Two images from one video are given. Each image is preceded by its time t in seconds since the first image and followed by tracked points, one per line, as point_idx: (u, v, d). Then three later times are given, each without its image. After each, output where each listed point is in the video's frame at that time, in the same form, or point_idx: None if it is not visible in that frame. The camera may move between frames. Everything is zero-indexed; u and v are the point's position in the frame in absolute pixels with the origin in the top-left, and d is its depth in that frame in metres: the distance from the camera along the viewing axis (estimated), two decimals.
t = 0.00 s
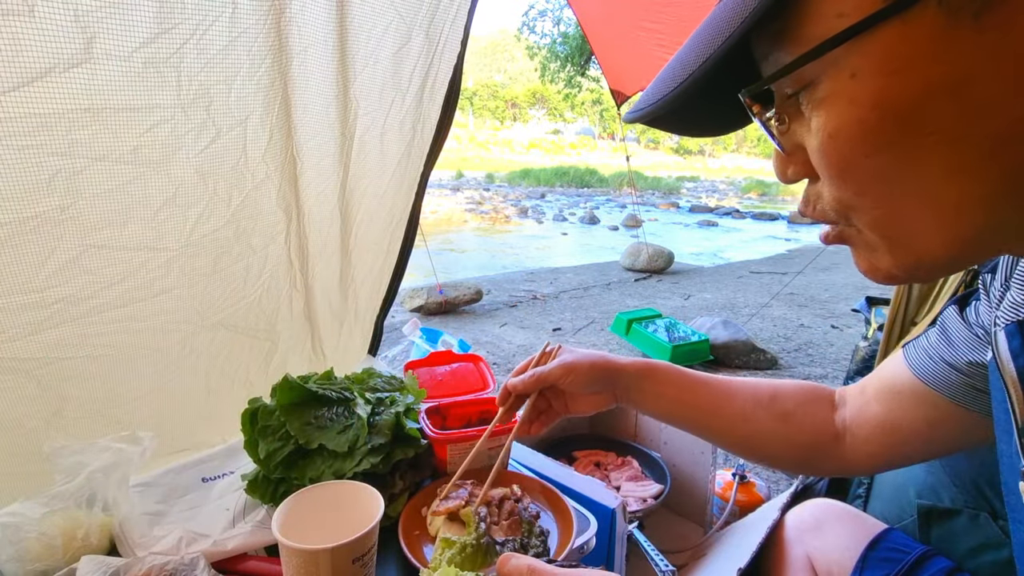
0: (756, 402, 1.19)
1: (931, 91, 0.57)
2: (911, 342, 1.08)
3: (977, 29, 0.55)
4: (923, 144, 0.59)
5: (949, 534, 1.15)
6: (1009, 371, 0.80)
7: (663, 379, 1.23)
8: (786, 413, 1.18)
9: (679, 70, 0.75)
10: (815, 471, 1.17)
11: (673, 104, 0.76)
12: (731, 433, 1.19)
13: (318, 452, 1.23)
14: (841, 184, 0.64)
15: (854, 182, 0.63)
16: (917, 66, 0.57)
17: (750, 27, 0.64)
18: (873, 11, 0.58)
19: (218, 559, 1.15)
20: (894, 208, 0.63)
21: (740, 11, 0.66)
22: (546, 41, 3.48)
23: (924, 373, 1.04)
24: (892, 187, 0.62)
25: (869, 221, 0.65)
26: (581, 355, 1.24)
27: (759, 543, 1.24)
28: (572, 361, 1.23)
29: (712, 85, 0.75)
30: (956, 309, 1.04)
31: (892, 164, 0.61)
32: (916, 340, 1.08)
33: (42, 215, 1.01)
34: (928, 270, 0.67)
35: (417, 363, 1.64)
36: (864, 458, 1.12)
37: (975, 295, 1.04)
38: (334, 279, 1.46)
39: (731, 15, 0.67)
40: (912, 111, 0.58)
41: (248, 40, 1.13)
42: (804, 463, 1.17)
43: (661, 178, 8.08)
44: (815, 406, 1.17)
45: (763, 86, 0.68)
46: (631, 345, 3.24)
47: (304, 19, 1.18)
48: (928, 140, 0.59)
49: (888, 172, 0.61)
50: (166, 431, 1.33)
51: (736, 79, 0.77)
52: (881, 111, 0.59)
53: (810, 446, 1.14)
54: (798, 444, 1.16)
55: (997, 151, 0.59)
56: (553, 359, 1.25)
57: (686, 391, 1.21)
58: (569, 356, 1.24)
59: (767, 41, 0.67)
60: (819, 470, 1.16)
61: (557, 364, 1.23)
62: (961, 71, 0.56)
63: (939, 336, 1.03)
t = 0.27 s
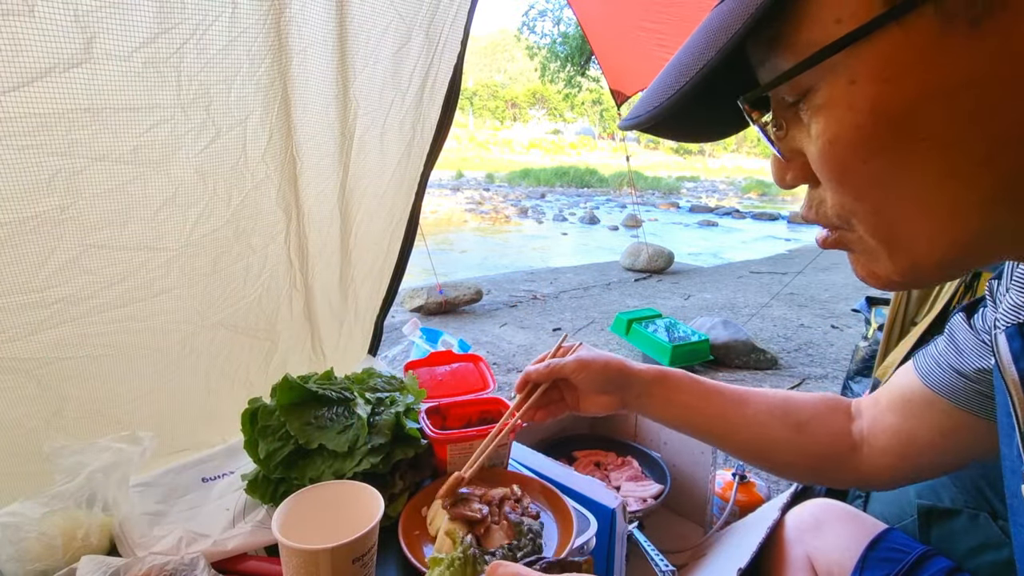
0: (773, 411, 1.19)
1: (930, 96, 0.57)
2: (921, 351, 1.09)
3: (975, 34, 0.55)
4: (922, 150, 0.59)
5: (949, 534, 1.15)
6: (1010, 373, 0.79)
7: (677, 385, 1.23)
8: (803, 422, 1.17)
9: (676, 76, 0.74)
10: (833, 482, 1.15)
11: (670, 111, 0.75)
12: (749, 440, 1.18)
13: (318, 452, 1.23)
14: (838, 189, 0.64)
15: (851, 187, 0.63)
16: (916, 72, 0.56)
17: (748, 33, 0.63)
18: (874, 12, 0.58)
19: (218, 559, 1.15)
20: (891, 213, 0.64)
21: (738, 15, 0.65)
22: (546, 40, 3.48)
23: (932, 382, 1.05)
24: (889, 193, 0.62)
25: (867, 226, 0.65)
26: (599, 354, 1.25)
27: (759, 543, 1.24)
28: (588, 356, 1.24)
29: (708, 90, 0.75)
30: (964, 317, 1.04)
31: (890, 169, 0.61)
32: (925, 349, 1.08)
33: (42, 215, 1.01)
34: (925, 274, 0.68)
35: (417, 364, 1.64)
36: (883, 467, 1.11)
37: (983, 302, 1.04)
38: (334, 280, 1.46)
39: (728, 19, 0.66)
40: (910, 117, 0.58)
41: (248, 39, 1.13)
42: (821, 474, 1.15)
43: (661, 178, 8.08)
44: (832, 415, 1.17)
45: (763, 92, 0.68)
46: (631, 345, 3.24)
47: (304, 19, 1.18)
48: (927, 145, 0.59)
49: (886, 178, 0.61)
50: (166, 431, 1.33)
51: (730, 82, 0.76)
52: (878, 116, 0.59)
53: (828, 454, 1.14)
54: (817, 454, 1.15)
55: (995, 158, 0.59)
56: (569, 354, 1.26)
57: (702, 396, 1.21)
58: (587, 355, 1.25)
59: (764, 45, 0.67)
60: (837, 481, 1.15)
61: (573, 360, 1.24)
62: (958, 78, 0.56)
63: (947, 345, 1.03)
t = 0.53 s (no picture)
0: (805, 426, 1.17)
1: (961, 90, 0.55)
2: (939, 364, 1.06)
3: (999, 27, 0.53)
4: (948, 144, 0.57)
5: (949, 535, 1.14)
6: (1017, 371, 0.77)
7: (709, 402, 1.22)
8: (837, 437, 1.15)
9: (686, 76, 0.73)
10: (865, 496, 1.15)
11: (681, 110, 0.74)
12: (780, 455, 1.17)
13: (318, 452, 1.23)
14: (859, 187, 0.62)
15: (875, 185, 0.61)
16: (944, 64, 0.55)
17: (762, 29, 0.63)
18: (880, 12, 0.58)
19: (218, 559, 1.15)
20: (915, 211, 0.61)
21: (750, 12, 0.65)
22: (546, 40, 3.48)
23: (951, 393, 1.02)
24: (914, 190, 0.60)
25: (889, 226, 0.63)
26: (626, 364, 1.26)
27: (759, 542, 1.24)
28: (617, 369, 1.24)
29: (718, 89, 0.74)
30: (978, 325, 1.00)
31: (916, 166, 0.59)
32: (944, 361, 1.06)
33: (43, 215, 1.01)
34: (948, 274, 0.66)
35: (417, 364, 1.64)
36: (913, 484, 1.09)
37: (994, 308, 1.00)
38: (334, 279, 1.46)
39: (740, 17, 0.66)
40: (938, 111, 0.56)
41: (248, 39, 1.13)
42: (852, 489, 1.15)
43: (661, 178, 8.08)
44: (866, 431, 1.15)
45: (775, 91, 0.67)
46: (631, 345, 3.23)
47: (304, 19, 1.18)
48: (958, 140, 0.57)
49: (912, 174, 0.59)
50: (166, 431, 1.33)
51: (738, 82, 0.76)
52: (907, 109, 0.57)
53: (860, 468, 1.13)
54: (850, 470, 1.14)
55: None
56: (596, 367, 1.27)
57: (734, 412, 1.20)
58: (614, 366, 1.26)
59: (771, 44, 0.67)
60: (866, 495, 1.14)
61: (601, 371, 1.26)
62: (986, 69, 0.54)
63: (963, 356, 1.00)
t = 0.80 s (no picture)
0: (874, 440, 1.12)
1: (969, 90, 0.55)
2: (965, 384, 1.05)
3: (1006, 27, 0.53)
4: (958, 143, 0.57)
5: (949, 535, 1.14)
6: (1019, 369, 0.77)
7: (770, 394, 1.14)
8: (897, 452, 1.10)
9: (689, 76, 0.73)
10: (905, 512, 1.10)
11: (682, 111, 0.75)
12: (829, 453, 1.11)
13: (318, 452, 1.23)
14: (868, 187, 0.62)
15: (883, 185, 0.61)
16: (951, 64, 0.55)
17: (763, 32, 0.63)
18: (882, 12, 0.58)
19: (218, 559, 1.15)
20: (923, 211, 0.61)
21: (751, 15, 0.65)
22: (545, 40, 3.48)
23: (980, 414, 1.01)
24: (922, 190, 0.60)
25: (898, 226, 0.63)
26: (702, 348, 1.16)
27: (759, 542, 1.24)
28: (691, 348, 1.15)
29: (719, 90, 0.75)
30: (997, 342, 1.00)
31: (925, 165, 0.59)
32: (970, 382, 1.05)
33: (43, 215, 1.01)
34: (955, 272, 0.66)
35: (417, 364, 1.64)
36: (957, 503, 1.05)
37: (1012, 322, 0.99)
38: (334, 279, 1.46)
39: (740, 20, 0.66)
40: (947, 110, 0.56)
41: (248, 39, 1.13)
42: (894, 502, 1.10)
43: (661, 178, 8.09)
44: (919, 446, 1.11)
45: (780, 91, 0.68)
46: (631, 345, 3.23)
47: (304, 19, 1.18)
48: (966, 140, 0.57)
49: (921, 173, 0.59)
50: (166, 431, 1.33)
51: (740, 81, 0.76)
52: (915, 109, 0.57)
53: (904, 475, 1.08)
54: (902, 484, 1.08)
55: None
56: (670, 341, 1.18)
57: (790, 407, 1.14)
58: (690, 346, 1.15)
59: (777, 42, 0.67)
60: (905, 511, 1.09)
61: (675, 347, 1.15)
62: (996, 70, 0.54)
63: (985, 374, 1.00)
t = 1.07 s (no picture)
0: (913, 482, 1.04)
1: (971, 94, 0.56)
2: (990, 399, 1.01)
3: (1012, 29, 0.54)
4: (962, 145, 0.58)
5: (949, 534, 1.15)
6: None
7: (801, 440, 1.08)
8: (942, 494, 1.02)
9: (698, 76, 0.74)
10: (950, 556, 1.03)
11: (689, 110, 0.76)
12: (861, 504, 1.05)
13: (318, 452, 1.23)
14: (870, 186, 0.63)
15: (887, 185, 0.62)
16: (955, 68, 0.55)
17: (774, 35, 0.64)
18: (886, 15, 0.58)
19: (218, 559, 1.15)
20: (926, 210, 0.62)
21: (763, 15, 0.65)
22: (545, 40, 3.48)
23: (1004, 427, 0.97)
24: (924, 190, 0.61)
25: (901, 224, 0.64)
26: (721, 400, 1.06)
27: (759, 542, 1.24)
28: (716, 405, 1.04)
29: (727, 91, 0.75)
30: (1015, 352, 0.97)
31: (927, 167, 0.59)
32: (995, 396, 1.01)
33: (43, 215, 1.01)
34: (958, 269, 0.67)
35: (417, 364, 1.64)
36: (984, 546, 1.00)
37: None
38: (334, 279, 1.46)
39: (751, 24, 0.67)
40: (952, 112, 0.56)
41: (248, 39, 1.13)
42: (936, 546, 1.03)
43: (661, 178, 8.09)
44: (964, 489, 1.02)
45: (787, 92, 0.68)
46: (631, 345, 3.23)
47: (304, 19, 1.18)
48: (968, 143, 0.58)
49: (926, 174, 0.60)
50: (166, 431, 1.33)
51: (746, 82, 0.77)
52: (917, 113, 0.57)
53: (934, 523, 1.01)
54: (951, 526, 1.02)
55: None
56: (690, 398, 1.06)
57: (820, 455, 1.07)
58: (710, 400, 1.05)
59: (785, 43, 0.67)
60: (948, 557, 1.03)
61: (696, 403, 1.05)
62: (998, 74, 0.54)
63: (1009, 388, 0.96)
